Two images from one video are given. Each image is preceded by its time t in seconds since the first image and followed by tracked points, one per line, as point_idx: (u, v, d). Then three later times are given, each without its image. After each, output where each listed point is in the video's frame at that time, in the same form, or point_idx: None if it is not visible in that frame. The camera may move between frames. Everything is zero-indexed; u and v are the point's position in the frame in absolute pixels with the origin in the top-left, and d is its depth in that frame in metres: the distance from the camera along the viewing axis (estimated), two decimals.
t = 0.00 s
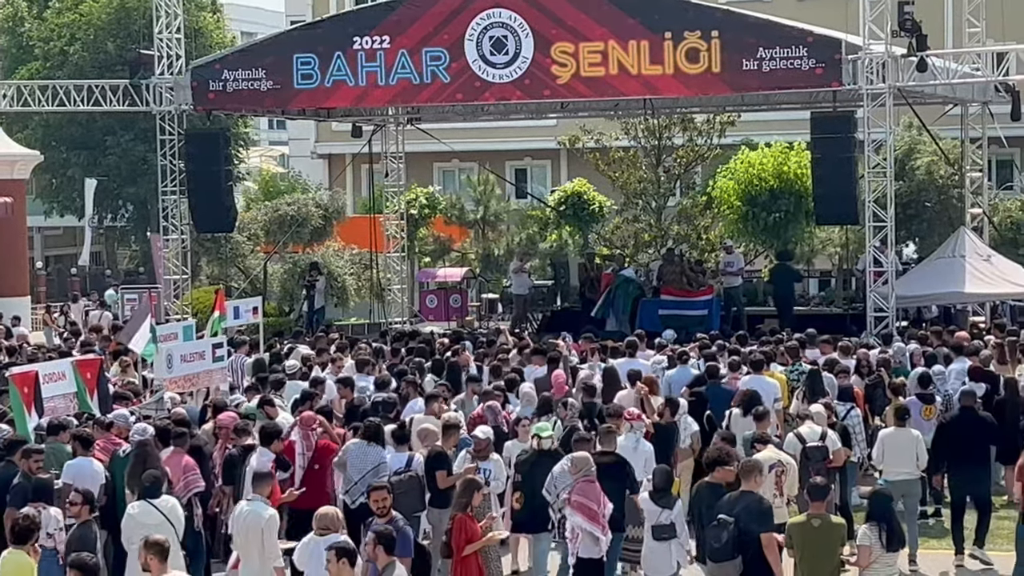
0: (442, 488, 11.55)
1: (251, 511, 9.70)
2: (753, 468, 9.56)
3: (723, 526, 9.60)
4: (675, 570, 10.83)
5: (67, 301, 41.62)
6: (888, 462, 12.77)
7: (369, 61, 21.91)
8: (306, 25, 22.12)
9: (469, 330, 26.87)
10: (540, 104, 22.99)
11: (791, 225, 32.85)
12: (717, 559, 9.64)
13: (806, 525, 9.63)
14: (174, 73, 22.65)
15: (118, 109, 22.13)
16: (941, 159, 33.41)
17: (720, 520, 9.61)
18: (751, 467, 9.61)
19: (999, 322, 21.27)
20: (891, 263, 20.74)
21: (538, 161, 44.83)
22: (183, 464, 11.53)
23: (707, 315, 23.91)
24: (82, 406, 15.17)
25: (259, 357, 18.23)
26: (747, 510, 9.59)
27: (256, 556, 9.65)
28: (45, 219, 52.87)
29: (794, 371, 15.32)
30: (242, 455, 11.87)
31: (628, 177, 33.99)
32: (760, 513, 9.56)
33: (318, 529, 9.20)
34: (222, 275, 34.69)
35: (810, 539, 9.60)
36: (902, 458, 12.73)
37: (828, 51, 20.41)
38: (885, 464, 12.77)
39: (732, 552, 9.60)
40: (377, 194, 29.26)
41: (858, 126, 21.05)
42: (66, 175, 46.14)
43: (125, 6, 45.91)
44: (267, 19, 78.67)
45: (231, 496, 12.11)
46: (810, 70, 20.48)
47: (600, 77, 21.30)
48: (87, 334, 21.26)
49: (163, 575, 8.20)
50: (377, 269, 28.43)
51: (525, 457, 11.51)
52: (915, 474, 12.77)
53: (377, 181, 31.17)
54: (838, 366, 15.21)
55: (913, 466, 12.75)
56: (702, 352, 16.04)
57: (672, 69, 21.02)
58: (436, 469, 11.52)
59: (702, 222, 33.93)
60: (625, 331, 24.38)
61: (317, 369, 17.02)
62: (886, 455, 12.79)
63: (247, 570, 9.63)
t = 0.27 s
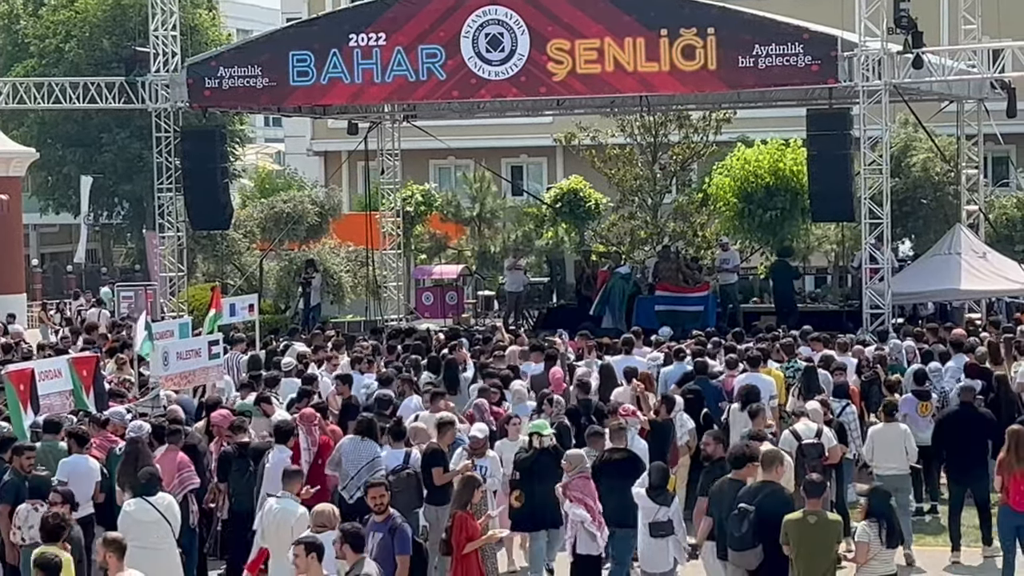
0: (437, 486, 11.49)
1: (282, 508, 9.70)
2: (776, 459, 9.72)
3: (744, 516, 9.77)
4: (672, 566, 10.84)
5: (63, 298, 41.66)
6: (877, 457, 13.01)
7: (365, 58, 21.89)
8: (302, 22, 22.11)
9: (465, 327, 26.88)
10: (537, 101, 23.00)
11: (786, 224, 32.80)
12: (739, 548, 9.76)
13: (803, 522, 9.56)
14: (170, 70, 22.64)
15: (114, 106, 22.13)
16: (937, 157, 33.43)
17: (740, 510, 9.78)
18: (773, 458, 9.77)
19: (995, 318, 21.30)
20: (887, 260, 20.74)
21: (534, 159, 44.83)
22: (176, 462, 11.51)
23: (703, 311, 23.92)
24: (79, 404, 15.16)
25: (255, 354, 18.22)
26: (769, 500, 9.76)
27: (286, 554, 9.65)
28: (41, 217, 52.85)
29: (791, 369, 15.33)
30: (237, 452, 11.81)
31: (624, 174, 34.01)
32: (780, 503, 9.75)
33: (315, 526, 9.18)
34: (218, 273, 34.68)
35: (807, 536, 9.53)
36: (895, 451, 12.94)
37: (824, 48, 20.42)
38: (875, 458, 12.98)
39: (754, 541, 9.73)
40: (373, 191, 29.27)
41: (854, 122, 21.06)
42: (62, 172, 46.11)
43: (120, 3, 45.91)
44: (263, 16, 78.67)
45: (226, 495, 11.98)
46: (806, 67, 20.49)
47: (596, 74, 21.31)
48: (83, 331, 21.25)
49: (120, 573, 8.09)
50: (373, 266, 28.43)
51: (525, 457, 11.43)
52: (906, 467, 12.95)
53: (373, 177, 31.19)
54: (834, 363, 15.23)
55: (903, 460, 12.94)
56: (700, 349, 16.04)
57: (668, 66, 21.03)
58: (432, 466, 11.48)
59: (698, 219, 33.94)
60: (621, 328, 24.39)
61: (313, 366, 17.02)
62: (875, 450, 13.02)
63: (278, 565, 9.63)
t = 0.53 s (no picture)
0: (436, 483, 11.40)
1: (310, 498, 10.12)
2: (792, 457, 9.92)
3: (765, 513, 9.99)
4: (673, 564, 10.82)
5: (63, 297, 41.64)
6: (872, 448, 13.10)
7: (364, 56, 21.89)
8: (301, 20, 22.11)
9: (465, 325, 26.89)
10: (536, 99, 22.99)
11: (787, 221, 32.88)
12: (762, 543, 10.05)
13: (801, 520, 9.62)
14: (169, 68, 22.65)
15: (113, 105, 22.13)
16: (937, 154, 33.43)
17: (761, 508, 10.00)
18: (787, 457, 9.97)
19: (995, 316, 21.31)
20: (887, 258, 20.74)
21: (533, 156, 44.82)
22: (174, 460, 11.53)
23: (702, 307, 23.93)
24: (79, 402, 15.13)
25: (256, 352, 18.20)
26: (787, 497, 9.92)
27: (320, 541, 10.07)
28: (41, 215, 52.84)
29: (791, 366, 15.30)
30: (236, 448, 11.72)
31: (624, 172, 34.02)
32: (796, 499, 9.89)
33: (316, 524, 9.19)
34: (217, 270, 34.67)
35: (804, 536, 9.59)
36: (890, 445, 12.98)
37: (823, 46, 20.42)
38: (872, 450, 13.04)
39: (774, 537, 10.01)
40: (373, 189, 29.28)
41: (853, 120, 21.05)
42: (61, 171, 46.10)
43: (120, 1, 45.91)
44: (263, 13, 78.68)
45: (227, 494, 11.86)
46: (805, 64, 20.50)
47: (596, 72, 21.30)
48: (83, 330, 21.23)
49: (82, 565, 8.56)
50: (373, 264, 28.42)
51: (533, 457, 11.57)
52: (901, 462, 12.99)
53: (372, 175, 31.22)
54: (833, 360, 15.22)
55: (898, 453, 12.98)
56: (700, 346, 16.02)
57: (668, 64, 21.03)
58: (430, 462, 11.39)
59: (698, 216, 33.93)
60: (621, 326, 24.40)
61: (313, 363, 16.99)
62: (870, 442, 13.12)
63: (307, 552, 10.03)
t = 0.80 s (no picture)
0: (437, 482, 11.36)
1: (339, 497, 10.56)
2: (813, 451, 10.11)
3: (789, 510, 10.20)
4: (676, 564, 10.84)
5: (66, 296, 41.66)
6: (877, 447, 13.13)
7: (367, 56, 21.90)
8: (304, 20, 22.12)
9: (468, 325, 26.92)
10: (539, 98, 22.99)
11: (790, 221, 32.65)
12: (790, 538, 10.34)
13: (803, 520, 9.70)
14: (172, 67, 22.66)
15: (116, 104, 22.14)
16: (939, 153, 33.42)
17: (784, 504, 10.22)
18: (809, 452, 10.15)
19: (998, 315, 21.30)
20: (890, 257, 20.72)
21: (536, 155, 44.83)
22: (176, 460, 11.52)
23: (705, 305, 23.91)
24: (82, 402, 15.14)
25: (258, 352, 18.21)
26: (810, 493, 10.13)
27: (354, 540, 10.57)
28: (44, 215, 52.89)
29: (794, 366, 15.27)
30: (239, 447, 11.74)
31: (627, 172, 34.00)
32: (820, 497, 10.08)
33: (318, 524, 9.23)
34: (220, 270, 34.70)
35: (806, 535, 9.68)
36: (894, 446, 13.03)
37: (826, 46, 20.42)
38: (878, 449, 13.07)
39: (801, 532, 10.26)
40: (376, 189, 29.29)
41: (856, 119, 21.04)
42: (64, 170, 46.13)
43: (123, 1, 45.91)
44: (266, 13, 78.77)
45: (231, 493, 11.85)
46: (808, 64, 20.49)
47: (599, 71, 21.31)
48: (86, 329, 21.26)
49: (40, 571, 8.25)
50: (377, 264, 28.45)
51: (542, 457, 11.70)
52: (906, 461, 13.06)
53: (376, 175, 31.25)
54: (837, 360, 15.22)
55: (903, 452, 13.04)
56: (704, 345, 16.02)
57: (671, 63, 21.03)
58: (431, 461, 11.35)
59: (701, 216, 33.95)
60: (624, 326, 24.42)
61: (316, 362, 17.00)
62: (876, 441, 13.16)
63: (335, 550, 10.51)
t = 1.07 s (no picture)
0: (438, 483, 11.35)
1: (363, 495, 11.09)
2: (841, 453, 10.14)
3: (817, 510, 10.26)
4: (680, 565, 10.85)
5: (70, 298, 41.67)
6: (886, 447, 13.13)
7: (371, 57, 21.92)
8: (308, 22, 22.13)
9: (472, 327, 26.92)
10: (544, 99, 22.99)
11: (794, 222, 33.07)
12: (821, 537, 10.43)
13: (806, 521, 9.70)
14: (176, 69, 22.68)
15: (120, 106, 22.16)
16: (944, 154, 33.39)
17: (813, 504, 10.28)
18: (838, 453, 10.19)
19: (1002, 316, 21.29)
20: (894, 258, 20.70)
21: (541, 157, 44.83)
22: (180, 463, 11.47)
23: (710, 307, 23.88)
24: (87, 403, 15.13)
25: (263, 354, 18.20)
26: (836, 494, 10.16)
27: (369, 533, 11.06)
28: (48, 217, 52.90)
29: (798, 367, 15.23)
30: (244, 450, 11.75)
31: (631, 173, 33.97)
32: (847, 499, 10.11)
33: (322, 526, 9.23)
34: (225, 272, 34.71)
35: (808, 536, 9.69)
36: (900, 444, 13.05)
37: (830, 47, 20.41)
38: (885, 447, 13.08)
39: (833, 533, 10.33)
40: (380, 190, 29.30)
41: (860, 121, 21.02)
42: (69, 173, 46.18)
43: (127, 3, 45.92)
44: (270, 16, 78.82)
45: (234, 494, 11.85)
46: (812, 65, 20.48)
47: (603, 73, 21.31)
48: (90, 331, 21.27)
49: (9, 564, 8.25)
50: (381, 266, 28.45)
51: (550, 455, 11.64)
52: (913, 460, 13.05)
53: (380, 177, 31.25)
54: (841, 361, 15.22)
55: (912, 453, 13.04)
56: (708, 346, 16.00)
57: (675, 65, 21.02)
58: (435, 462, 11.35)
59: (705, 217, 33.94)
60: (629, 327, 24.42)
61: (320, 363, 17.00)
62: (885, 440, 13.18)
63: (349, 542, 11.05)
